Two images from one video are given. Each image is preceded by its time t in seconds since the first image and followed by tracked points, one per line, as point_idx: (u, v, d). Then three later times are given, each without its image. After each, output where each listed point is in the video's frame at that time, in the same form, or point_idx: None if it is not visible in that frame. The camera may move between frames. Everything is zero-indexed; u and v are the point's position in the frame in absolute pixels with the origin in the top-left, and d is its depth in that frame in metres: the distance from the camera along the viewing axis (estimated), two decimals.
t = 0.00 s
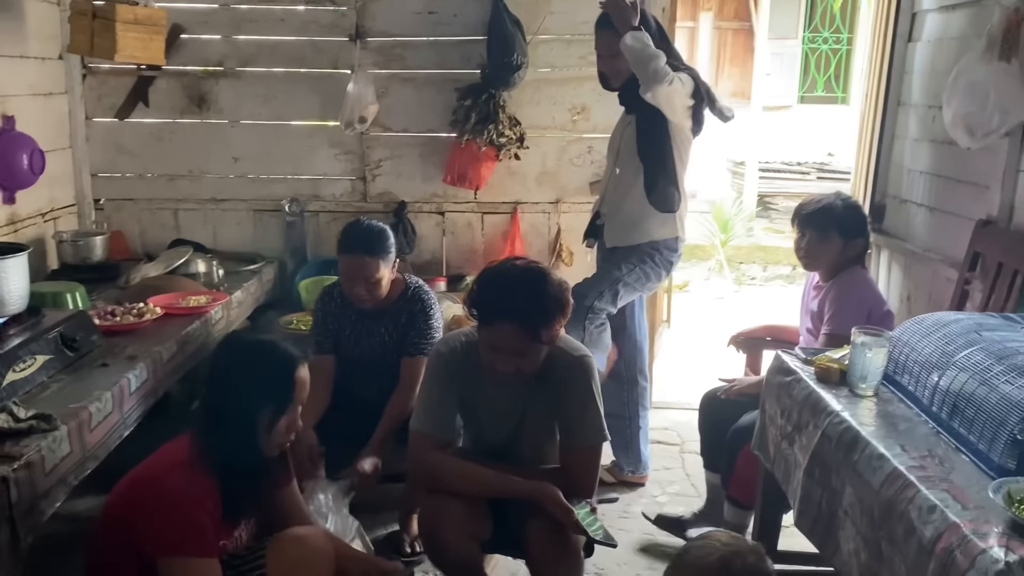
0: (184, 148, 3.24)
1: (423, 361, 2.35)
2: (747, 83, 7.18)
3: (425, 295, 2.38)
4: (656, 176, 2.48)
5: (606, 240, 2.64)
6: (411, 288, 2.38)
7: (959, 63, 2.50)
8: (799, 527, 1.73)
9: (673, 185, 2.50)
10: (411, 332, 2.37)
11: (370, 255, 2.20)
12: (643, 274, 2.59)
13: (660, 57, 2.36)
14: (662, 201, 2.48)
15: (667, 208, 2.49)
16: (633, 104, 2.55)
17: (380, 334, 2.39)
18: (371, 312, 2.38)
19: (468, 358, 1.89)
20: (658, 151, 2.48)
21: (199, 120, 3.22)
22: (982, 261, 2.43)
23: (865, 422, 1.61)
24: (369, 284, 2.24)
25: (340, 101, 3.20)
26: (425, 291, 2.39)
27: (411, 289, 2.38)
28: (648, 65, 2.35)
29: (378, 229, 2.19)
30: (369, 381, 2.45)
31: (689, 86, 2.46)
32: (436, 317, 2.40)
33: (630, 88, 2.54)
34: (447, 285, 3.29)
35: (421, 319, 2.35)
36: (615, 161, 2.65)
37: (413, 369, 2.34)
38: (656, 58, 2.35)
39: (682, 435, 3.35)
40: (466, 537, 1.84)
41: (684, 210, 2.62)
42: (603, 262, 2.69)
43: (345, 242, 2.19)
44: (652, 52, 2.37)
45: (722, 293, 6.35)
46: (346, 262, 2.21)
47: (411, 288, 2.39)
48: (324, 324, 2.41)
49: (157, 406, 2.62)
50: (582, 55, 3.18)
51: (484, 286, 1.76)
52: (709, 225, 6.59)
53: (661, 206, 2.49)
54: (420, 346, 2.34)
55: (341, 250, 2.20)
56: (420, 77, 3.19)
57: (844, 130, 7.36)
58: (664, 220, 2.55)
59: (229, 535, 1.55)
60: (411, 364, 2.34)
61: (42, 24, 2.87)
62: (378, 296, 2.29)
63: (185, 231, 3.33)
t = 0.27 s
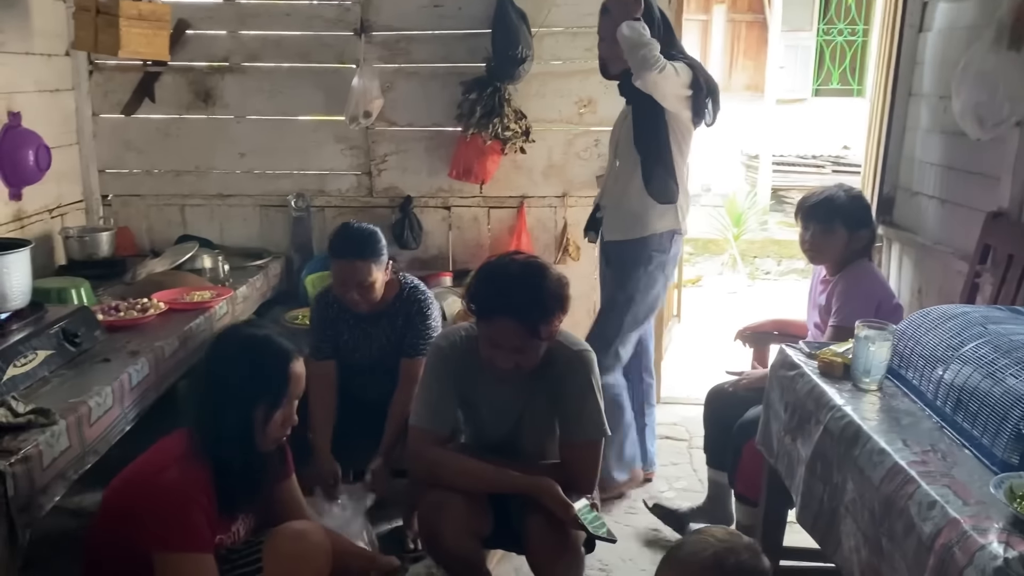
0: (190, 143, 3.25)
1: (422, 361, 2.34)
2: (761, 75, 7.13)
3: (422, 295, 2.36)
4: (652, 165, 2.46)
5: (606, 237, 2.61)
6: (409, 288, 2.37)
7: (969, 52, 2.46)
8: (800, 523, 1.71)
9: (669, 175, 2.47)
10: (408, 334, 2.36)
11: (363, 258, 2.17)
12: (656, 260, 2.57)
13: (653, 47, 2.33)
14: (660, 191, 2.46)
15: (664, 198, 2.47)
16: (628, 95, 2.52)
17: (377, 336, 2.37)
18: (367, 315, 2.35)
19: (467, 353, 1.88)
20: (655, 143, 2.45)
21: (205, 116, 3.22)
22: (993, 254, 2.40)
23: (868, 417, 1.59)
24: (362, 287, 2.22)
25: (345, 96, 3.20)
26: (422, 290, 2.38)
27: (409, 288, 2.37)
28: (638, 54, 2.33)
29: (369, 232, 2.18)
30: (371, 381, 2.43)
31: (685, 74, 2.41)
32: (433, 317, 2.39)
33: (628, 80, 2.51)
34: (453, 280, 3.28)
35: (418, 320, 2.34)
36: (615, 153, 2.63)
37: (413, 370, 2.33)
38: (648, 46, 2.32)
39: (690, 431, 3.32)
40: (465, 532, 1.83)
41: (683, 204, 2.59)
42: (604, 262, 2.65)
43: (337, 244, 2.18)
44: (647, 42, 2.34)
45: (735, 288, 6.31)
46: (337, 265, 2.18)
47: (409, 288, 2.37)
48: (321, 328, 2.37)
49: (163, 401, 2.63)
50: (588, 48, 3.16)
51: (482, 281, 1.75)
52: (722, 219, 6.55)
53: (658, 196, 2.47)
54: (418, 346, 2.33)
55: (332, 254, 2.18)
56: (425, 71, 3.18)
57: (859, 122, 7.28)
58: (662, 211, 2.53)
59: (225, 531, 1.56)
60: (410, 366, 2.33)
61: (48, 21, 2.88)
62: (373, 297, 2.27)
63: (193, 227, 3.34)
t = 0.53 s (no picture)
0: (195, 143, 3.26)
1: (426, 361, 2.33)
2: (768, 71, 7.11)
3: (419, 296, 2.33)
4: (643, 162, 2.45)
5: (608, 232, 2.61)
6: (404, 289, 2.33)
7: (976, 46, 2.43)
8: (807, 522, 1.70)
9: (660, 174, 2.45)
10: (408, 337, 2.33)
11: (357, 267, 2.11)
12: (661, 256, 2.54)
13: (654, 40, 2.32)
14: (650, 189, 2.45)
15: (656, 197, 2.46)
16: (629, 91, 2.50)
17: (378, 340, 2.34)
18: (366, 321, 2.31)
19: (470, 353, 1.88)
20: (650, 138, 2.44)
21: (210, 116, 3.23)
22: (1001, 250, 2.38)
23: (875, 415, 1.57)
24: (360, 296, 2.17)
25: (349, 94, 3.20)
26: (417, 291, 2.34)
27: (404, 288, 2.33)
28: (638, 47, 2.31)
29: (361, 239, 2.11)
30: (376, 382, 2.41)
31: (686, 70, 2.38)
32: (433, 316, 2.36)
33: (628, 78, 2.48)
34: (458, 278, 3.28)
35: (417, 322, 2.31)
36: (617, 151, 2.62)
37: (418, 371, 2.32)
38: (648, 40, 2.30)
39: (697, 429, 3.31)
40: (468, 532, 1.82)
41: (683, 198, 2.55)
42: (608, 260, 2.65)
43: (329, 255, 2.11)
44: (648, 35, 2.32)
45: (743, 285, 6.29)
46: (331, 278, 2.13)
47: (404, 289, 2.33)
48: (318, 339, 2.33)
49: (168, 401, 2.63)
50: (592, 45, 3.15)
51: (486, 281, 1.74)
52: (730, 216, 6.53)
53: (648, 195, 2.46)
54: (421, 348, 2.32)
55: (325, 267, 2.13)
56: (429, 69, 3.17)
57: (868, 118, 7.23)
58: (658, 208, 2.51)
59: (226, 530, 1.58)
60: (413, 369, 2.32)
61: (53, 21, 2.89)
62: (370, 305, 2.22)
63: (198, 227, 3.34)
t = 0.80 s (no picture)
0: (199, 147, 3.26)
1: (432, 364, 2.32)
2: (767, 72, 7.10)
3: (425, 299, 2.33)
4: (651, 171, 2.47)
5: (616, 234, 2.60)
6: (411, 292, 2.33)
7: (980, 48, 2.43)
8: (817, 525, 1.71)
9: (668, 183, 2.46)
10: (415, 340, 2.32)
11: (363, 270, 2.11)
12: (669, 260, 2.55)
13: (688, 52, 2.35)
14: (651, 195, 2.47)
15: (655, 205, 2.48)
16: (648, 94, 2.49)
17: (383, 343, 2.35)
18: (373, 323, 2.32)
19: (479, 357, 1.88)
20: (664, 145, 2.47)
21: (214, 120, 3.23)
22: (1006, 251, 2.38)
23: (884, 418, 1.58)
24: (365, 299, 2.16)
25: (353, 98, 3.20)
26: (424, 294, 2.34)
27: (411, 292, 2.33)
28: (676, 61, 2.34)
29: (367, 241, 2.10)
30: (383, 387, 2.43)
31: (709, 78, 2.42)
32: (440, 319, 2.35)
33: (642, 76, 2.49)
34: (463, 281, 3.28)
35: (424, 326, 2.31)
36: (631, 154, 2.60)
37: (425, 374, 2.31)
38: (683, 53, 2.33)
39: (702, 430, 3.32)
40: (478, 537, 1.83)
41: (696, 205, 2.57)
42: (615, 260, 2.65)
43: (336, 258, 2.11)
44: (679, 47, 2.35)
45: (744, 285, 6.30)
46: (337, 281, 2.13)
47: (410, 292, 2.33)
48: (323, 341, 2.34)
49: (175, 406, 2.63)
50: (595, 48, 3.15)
51: (494, 285, 1.75)
52: (730, 217, 6.52)
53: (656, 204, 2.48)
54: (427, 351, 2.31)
55: (331, 270, 2.13)
56: (433, 73, 3.18)
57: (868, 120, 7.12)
58: (665, 214, 2.51)
59: (235, 535, 1.57)
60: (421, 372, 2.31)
61: (57, 27, 2.89)
62: (376, 308, 2.21)
63: (202, 232, 3.35)
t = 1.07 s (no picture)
0: (197, 151, 3.25)
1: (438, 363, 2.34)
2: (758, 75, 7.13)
3: (430, 300, 2.34)
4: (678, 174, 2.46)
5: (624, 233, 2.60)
6: (416, 293, 2.34)
7: (976, 52, 2.46)
8: (823, 524, 1.73)
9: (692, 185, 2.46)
10: (420, 340, 2.34)
11: (367, 269, 2.12)
12: (676, 260, 2.58)
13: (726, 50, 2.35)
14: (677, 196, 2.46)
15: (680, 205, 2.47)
16: (665, 90, 2.49)
17: (386, 345, 2.35)
18: (376, 325, 2.33)
19: (484, 359, 1.88)
20: (686, 137, 2.45)
21: (212, 124, 3.23)
22: (1002, 252, 2.40)
23: (889, 418, 1.60)
24: (370, 300, 2.17)
25: (351, 102, 3.20)
26: (428, 294, 2.35)
27: (416, 292, 2.35)
28: (712, 59, 2.34)
29: (371, 240, 2.11)
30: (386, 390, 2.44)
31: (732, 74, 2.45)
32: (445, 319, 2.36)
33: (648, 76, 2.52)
34: (463, 284, 3.29)
35: (429, 327, 2.32)
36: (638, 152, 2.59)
37: (431, 374, 2.33)
38: (720, 53, 2.33)
39: (700, 431, 3.34)
40: (486, 539, 1.84)
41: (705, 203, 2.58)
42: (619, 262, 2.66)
43: (340, 258, 2.12)
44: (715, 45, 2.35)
45: (737, 287, 6.35)
46: (343, 282, 2.14)
47: (414, 293, 2.34)
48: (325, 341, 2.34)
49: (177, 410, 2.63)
50: (593, 51, 3.16)
51: (500, 288, 1.75)
52: (721, 219, 6.55)
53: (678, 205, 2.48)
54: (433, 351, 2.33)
55: (336, 270, 2.14)
56: (431, 76, 3.18)
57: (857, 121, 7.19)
58: (681, 215, 2.53)
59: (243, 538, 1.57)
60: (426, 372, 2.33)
61: (55, 31, 2.88)
62: (381, 308, 2.22)
63: (200, 236, 3.34)
